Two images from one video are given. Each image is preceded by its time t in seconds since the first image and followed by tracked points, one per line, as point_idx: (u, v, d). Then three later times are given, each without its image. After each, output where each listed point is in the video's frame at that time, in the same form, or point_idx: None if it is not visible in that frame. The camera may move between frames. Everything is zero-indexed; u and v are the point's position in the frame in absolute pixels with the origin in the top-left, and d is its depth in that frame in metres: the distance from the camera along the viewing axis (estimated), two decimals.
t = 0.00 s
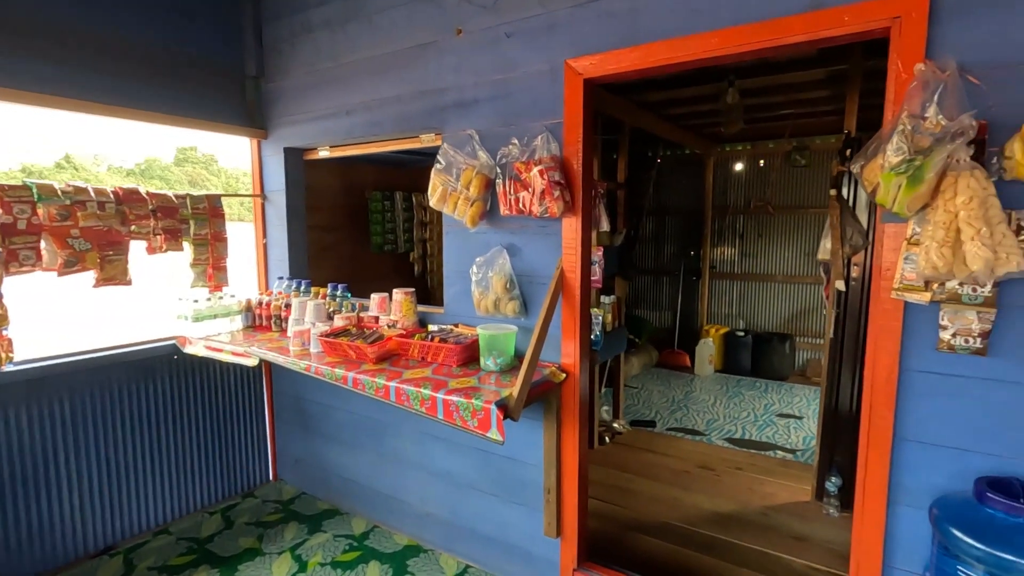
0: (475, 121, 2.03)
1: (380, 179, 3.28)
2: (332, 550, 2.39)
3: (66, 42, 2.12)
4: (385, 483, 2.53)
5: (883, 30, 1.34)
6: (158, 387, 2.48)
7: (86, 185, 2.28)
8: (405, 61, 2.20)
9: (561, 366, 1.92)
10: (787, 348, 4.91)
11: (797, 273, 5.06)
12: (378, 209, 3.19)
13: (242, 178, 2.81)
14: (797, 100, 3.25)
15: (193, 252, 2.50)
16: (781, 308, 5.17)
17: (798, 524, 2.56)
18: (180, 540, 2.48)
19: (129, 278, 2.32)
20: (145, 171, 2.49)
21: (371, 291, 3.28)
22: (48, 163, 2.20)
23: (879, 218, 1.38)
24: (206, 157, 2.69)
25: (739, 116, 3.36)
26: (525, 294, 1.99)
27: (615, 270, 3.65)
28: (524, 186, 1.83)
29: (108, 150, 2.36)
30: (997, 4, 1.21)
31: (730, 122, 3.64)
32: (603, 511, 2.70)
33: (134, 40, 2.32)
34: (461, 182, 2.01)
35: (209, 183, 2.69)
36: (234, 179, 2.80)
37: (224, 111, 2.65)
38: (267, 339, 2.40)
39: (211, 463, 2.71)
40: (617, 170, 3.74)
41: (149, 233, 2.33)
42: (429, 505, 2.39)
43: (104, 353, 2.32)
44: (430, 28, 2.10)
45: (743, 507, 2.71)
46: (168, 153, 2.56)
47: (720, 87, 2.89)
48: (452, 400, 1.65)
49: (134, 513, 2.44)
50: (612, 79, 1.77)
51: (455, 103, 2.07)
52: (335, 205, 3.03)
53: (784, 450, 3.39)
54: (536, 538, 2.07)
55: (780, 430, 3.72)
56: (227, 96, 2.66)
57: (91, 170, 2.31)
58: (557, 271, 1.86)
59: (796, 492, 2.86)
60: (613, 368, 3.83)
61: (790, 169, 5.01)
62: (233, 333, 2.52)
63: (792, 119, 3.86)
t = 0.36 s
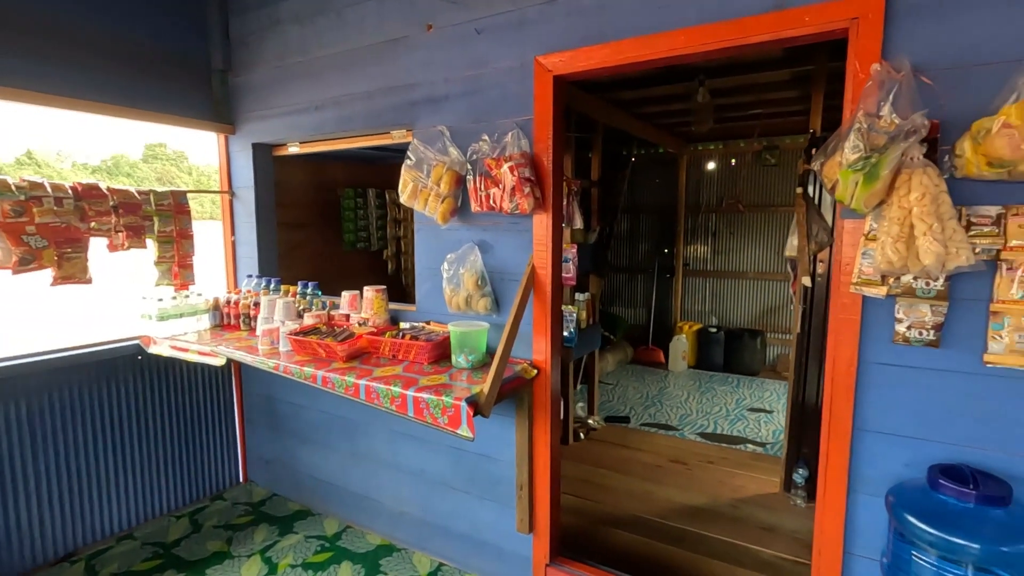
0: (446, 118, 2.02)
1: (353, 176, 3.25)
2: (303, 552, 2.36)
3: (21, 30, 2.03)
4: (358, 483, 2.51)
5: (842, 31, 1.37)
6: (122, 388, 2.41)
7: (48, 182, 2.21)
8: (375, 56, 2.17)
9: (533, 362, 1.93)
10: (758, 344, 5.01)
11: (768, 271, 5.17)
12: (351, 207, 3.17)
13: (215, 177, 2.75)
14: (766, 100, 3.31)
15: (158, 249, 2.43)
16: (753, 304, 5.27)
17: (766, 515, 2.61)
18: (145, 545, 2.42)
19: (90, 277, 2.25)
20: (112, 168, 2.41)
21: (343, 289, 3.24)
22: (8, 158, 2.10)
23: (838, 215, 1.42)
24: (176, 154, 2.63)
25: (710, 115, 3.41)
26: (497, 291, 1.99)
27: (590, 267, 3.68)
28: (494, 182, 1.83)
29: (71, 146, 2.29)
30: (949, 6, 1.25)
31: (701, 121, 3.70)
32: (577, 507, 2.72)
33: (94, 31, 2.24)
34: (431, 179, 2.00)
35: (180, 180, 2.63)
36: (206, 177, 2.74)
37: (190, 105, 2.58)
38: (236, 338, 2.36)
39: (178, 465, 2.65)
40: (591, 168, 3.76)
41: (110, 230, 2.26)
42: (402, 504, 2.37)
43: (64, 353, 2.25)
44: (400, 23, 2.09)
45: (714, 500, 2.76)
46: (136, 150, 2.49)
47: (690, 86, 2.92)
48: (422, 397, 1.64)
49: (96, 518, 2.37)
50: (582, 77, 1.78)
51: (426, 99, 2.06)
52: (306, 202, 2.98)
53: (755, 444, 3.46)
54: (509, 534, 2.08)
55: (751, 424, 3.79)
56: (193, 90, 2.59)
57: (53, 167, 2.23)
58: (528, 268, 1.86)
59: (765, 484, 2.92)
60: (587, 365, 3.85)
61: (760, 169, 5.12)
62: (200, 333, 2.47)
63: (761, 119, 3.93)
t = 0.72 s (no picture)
0: (417, 116, 2.01)
1: (326, 175, 3.22)
2: (275, 554, 2.33)
3: None
4: (331, 483, 2.49)
5: (802, 34, 1.41)
6: (85, 391, 2.35)
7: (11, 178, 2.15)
8: (346, 54, 2.15)
9: (505, 360, 1.94)
10: (731, 340, 5.12)
11: (740, 269, 5.26)
12: (324, 204, 3.16)
13: (185, 174, 2.69)
14: (737, 101, 3.37)
15: (123, 248, 2.38)
16: (726, 302, 5.36)
17: (736, 508, 2.66)
18: (111, 551, 2.37)
19: (50, 277, 2.20)
20: (78, 165, 2.36)
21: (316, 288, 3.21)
22: None
23: (799, 213, 1.45)
24: (146, 151, 2.58)
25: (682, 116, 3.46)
26: (469, 289, 1.99)
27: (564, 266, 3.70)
28: (465, 181, 1.83)
29: (37, 141, 2.23)
30: (902, 11, 1.29)
31: (673, 121, 3.75)
32: (552, 503, 2.74)
33: (54, 23, 2.17)
34: (402, 177, 1.99)
35: (151, 178, 2.58)
36: (179, 175, 2.69)
37: (155, 101, 2.53)
38: (205, 339, 2.32)
39: (145, 469, 2.60)
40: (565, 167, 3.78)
41: (72, 228, 2.20)
42: (376, 504, 2.36)
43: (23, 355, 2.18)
44: (371, 20, 2.07)
45: (687, 494, 2.80)
46: (104, 146, 2.44)
47: (662, 87, 2.96)
48: (393, 396, 1.64)
49: (59, 524, 2.31)
50: (552, 76, 1.79)
51: (397, 97, 2.05)
52: (277, 200, 2.94)
53: (727, 439, 3.52)
54: (483, 532, 2.08)
55: (723, 420, 3.86)
56: (159, 86, 2.54)
57: (17, 164, 2.18)
58: (500, 266, 1.87)
59: (736, 478, 2.98)
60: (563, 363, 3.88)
61: (731, 169, 5.21)
62: (167, 333, 2.42)
63: (732, 119, 4.00)
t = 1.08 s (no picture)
0: (398, 116, 2.00)
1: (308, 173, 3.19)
2: (256, 559, 2.30)
3: None
4: (313, 486, 2.46)
5: (778, 38, 1.43)
6: (58, 395, 2.30)
7: None
8: (325, 52, 2.13)
9: (487, 361, 1.94)
10: (713, 339, 5.16)
11: (721, 268, 5.32)
12: (304, 205, 3.12)
13: (163, 173, 2.64)
14: (717, 102, 3.40)
15: (97, 249, 2.34)
16: (708, 300, 5.42)
17: (717, 505, 2.69)
18: (86, 558, 2.32)
19: (21, 279, 2.15)
20: (53, 163, 2.30)
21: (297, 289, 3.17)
22: None
23: (777, 214, 1.48)
24: (123, 149, 2.53)
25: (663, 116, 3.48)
26: (451, 290, 1.99)
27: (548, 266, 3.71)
28: (447, 181, 1.83)
29: (11, 139, 2.17)
30: (874, 16, 1.32)
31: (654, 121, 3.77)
32: (536, 502, 2.75)
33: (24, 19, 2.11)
34: (384, 177, 1.98)
35: (128, 177, 2.54)
36: (156, 173, 2.65)
37: (130, 99, 2.47)
38: (183, 341, 2.28)
39: (122, 475, 2.55)
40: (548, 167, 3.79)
41: (43, 229, 2.15)
42: (359, 506, 2.34)
43: None
44: (351, 19, 2.06)
45: (670, 492, 2.83)
46: (80, 144, 2.39)
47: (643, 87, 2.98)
48: (375, 398, 1.63)
49: (32, 532, 2.26)
50: (533, 77, 1.79)
51: (378, 97, 2.03)
52: (257, 199, 2.91)
53: (709, 436, 3.57)
54: (467, 533, 2.08)
55: (705, 417, 3.90)
56: (134, 83, 2.49)
57: None
58: (482, 266, 1.87)
59: (718, 475, 3.02)
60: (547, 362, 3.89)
61: (712, 169, 5.27)
62: (144, 336, 2.37)
63: (712, 120, 4.04)
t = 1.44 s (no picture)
0: (380, 115, 1.98)
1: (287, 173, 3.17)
2: (234, 566, 2.26)
3: None
4: (293, 491, 2.42)
5: (757, 41, 1.45)
6: (27, 402, 2.23)
7: None
8: (305, 50, 2.10)
9: (471, 362, 1.93)
10: (694, 338, 5.21)
11: (702, 267, 5.38)
12: (284, 205, 3.10)
13: (136, 173, 2.58)
14: (697, 104, 3.44)
15: (67, 251, 2.28)
16: (688, 300, 5.48)
17: (700, 502, 2.72)
18: (57, 569, 2.25)
19: None
20: (20, 162, 2.22)
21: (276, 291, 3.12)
22: None
23: (757, 215, 1.49)
24: (94, 148, 2.46)
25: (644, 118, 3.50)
26: (434, 291, 1.97)
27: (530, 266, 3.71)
28: (429, 182, 1.81)
29: None
30: (851, 20, 1.34)
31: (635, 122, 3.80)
32: (519, 504, 2.74)
33: None
34: (365, 177, 1.96)
35: (100, 176, 2.47)
36: (128, 173, 2.58)
37: (102, 96, 2.40)
38: (158, 345, 2.22)
39: (94, 483, 2.48)
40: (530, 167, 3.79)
41: (10, 230, 2.08)
42: (341, 511, 2.31)
43: None
44: (330, 17, 2.03)
45: (652, 490, 2.85)
46: (48, 143, 2.32)
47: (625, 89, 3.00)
48: (357, 401, 1.60)
49: None
50: (515, 77, 1.79)
51: (359, 96, 2.01)
52: (235, 200, 2.85)
53: (690, 435, 3.60)
54: (450, 535, 2.07)
55: (687, 416, 3.94)
56: (106, 80, 2.42)
57: None
58: (465, 267, 1.86)
59: (699, 473, 3.05)
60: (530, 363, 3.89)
61: (692, 170, 5.33)
62: (117, 340, 2.31)
63: (692, 121, 4.09)
